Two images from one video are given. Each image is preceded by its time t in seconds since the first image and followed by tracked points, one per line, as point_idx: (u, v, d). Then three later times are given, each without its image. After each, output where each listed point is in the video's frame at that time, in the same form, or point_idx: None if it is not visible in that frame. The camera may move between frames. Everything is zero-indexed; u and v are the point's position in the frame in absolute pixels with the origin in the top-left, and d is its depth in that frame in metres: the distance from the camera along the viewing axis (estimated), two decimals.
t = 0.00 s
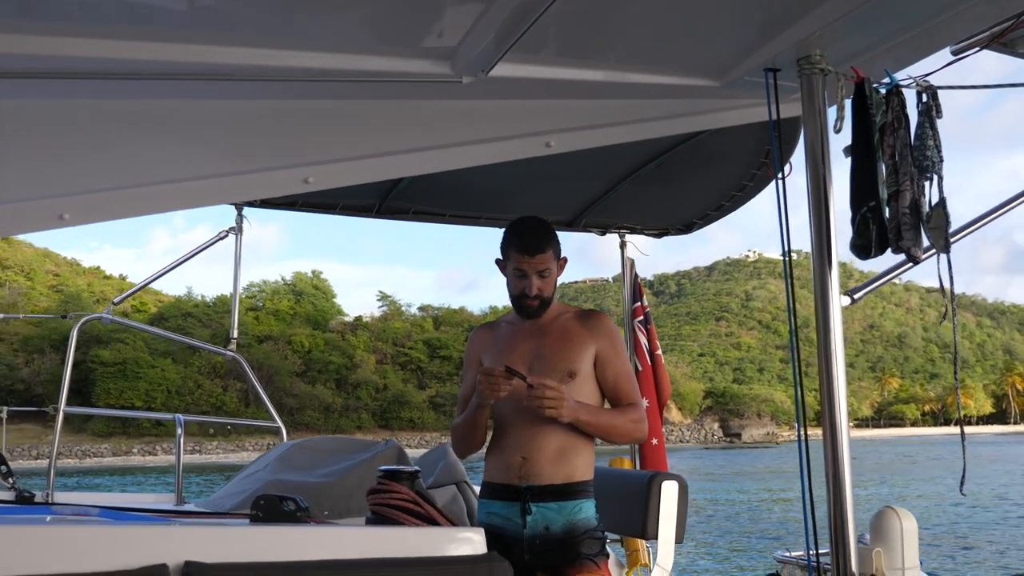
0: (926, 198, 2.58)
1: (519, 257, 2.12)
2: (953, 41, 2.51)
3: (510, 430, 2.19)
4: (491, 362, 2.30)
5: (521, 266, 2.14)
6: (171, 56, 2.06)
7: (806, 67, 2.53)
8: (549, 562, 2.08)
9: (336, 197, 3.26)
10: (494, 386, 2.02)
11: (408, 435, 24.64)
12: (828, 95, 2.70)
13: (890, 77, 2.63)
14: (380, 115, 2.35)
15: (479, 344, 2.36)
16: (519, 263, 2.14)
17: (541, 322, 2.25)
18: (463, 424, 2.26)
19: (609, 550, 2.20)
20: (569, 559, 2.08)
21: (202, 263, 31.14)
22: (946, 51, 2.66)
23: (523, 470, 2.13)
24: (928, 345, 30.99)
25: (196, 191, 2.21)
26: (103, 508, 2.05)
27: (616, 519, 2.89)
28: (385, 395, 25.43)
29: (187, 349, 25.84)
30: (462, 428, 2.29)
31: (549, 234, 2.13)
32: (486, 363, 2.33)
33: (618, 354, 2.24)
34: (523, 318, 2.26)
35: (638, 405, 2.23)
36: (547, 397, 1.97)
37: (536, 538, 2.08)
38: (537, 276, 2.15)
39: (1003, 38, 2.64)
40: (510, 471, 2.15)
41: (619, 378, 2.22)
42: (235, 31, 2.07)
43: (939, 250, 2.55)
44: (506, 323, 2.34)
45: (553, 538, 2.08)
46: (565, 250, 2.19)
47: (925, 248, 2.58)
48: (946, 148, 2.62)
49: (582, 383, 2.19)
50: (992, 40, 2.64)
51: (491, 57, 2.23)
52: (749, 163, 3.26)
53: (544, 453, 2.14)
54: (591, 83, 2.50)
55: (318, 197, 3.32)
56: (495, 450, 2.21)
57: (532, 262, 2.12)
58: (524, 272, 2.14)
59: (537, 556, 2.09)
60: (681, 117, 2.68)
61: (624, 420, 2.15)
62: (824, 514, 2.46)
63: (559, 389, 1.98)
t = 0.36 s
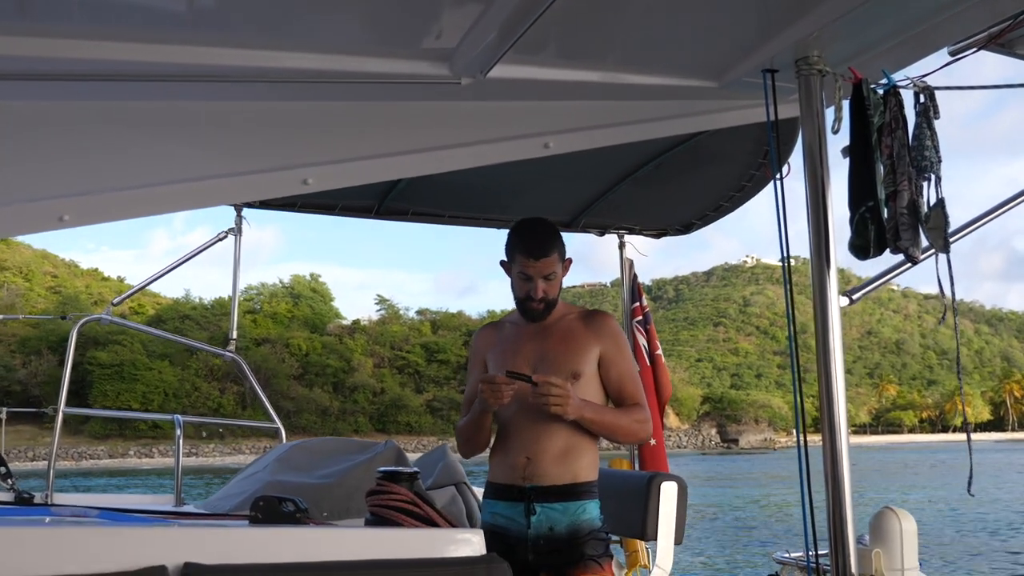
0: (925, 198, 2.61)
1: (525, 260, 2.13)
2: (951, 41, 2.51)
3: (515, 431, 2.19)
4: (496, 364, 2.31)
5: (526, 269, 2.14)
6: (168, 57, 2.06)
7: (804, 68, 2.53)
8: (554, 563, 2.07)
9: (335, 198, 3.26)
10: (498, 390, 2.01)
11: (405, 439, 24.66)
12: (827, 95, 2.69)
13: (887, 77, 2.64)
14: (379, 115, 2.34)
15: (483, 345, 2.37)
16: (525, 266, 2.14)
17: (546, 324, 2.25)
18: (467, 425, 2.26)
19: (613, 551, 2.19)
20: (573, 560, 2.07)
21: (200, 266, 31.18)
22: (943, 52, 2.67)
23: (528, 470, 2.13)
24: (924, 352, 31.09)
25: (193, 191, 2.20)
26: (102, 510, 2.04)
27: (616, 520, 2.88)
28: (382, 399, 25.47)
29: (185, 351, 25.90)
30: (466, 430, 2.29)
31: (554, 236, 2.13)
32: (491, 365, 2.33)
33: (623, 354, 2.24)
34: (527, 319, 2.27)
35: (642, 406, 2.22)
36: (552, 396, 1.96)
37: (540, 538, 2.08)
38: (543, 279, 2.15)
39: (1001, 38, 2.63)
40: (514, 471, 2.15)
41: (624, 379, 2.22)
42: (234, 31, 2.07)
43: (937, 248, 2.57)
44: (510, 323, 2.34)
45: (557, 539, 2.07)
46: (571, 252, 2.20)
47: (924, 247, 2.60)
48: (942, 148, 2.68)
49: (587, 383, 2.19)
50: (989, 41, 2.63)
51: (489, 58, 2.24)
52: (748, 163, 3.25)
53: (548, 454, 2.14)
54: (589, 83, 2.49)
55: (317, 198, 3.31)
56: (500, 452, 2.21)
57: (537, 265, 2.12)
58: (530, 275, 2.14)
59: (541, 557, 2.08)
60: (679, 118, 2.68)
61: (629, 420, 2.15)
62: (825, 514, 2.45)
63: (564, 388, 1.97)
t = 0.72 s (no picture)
0: (919, 205, 2.61)
1: (532, 267, 2.15)
2: (948, 49, 2.52)
3: (516, 435, 2.20)
4: (499, 368, 2.32)
5: (534, 276, 2.16)
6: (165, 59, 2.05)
7: (801, 74, 2.53)
8: (551, 567, 2.09)
9: (332, 201, 3.26)
10: (502, 394, 2.02)
11: (399, 441, 24.66)
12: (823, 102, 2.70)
13: (883, 85, 2.64)
14: (375, 118, 2.34)
15: (487, 348, 2.39)
16: (532, 273, 2.16)
17: (550, 330, 2.27)
18: (468, 428, 2.25)
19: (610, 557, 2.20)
20: (571, 563, 2.08)
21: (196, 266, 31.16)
22: (941, 59, 2.66)
23: (526, 473, 2.14)
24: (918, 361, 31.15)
25: (188, 193, 2.20)
26: (96, 513, 2.03)
27: (610, 525, 2.89)
28: (376, 401, 25.44)
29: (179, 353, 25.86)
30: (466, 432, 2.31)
31: (564, 244, 2.16)
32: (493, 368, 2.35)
33: (626, 362, 2.26)
34: (533, 325, 2.29)
35: (644, 414, 2.24)
36: (556, 402, 1.96)
37: (538, 543, 2.09)
38: (550, 286, 2.18)
39: (997, 47, 2.63)
40: (513, 474, 2.16)
41: (626, 386, 2.24)
42: (232, 33, 2.07)
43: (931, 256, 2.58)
44: (514, 328, 2.37)
45: (554, 543, 2.09)
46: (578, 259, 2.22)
47: (917, 254, 2.60)
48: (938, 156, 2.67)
49: (590, 391, 2.21)
50: (986, 49, 2.63)
51: (486, 63, 2.24)
52: (744, 170, 3.26)
53: (547, 458, 2.15)
54: (587, 89, 2.49)
55: (313, 201, 3.31)
56: (500, 454, 2.22)
57: (545, 272, 2.15)
58: (537, 281, 2.17)
59: (537, 561, 2.10)
60: (674, 124, 2.69)
61: (631, 428, 2.15)
62: (817, 520, 2.46)
63: (568, 396, 1.97)
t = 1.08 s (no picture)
0: (907, 201, 2.60)
1: (533, 262, 2.17)
2: (936, 44, 2.51)
3: (516, 431, 2.23)
4: (500, 362, 2.35)
5: (534, 272, 2.18)
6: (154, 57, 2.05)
7: (791, 70, 2.53)
8: (551, 563, 2.12)
9: (323, 199, 3.26)
10: (502, 387, 2.05)
11: (392, 433, 24.71)
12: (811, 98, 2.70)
13: (872, 80, 2.65)
14: (360, 118, 2.34)
15: (488, 343, 2.41)
16: (533, 269, 2.18)
17: (552, 325, 2.29)
18: (468, 422, 2.32)
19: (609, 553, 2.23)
20: (570, 561, 2.11)
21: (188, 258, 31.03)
22: (927, 55, 2.62)
23: (525, 470, 2.17)
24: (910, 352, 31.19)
25: (177, 191, 2.20)
26: (85, 512, 2.03)
27: (602, 520, 2.90)
28: (369, 393, 25.37)
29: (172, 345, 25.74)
30: (466, 425, 2.34)
31: (564, 239, 2.18)
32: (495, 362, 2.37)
33: (627, 358, 2.27)
34: (534, 320, 2.30)
35: (646, 412, 2.26)
36: (555, 398, 1.99)
37: (536, 540, 2.12)
38: (552, 282, 2.19)
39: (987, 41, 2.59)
40: (512, 471, 2.19)
41: (627, 383, 2.25)
42: (223, 32, 2.06)
43: (919, 252, 2.56)
44: (516, 322, 2.39)
45: (553, 540, 2.12)
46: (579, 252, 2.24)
47: (906, 250, 2.59)
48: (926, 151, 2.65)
49: (590, 388, 2.22)
50: (975, 44, 2.58)
51: (476, 59, 2.23)
52: (734, 165, 3.26)
53: (545, 455, 2.17)
54: (577, 84, 2.49)
55: (303, 198, 3.30)
56: (500, 449, 2.25)
57: (546, 268, 2.17)
58: (538, 277, 2.18)
59: (536, 558, 2.13)
60: (662, 119, 2.69)
61: (631, 426, 2.18)
62: (808, 517, 2.47)
63: (568, 393, 2.00)
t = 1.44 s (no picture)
0: (896, 202, 2.61)
1: (536, 263, 2.17)
2: (925, 46, 2.53)
3: (517, 429, 2.23)
4: (501, 363, 2.35)
5: (537, 273, 2.19)
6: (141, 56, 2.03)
7: (780, 72, 2.54)
8: (550, 563, 2.13)
9: (314, 199, 3.26)
10: (503, 386, 2.06)
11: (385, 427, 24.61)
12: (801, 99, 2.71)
13: (862, 82, 2.65)
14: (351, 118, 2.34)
15: (490, 341, 2.41)
16: (536, 270, 2.19)
17: (555, 325, 2.29)
18: (470, 421, 2.32)
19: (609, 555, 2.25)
20: (570, 561, 2.13)
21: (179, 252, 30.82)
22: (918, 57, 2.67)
23: (526, 470, 2.18)
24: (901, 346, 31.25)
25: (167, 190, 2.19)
26: (75, 511, 2.03)
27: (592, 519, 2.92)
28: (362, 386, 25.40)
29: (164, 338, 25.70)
30: (468, 424, 2.34)
31: (567, 239, 2.18)
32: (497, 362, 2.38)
33: (631, 358, 2.28)
34: (536, 320, 2.31)
35: (649, 410, 2.26)
36: (557, 388, 2.00)
37: (535, 540, 2.14)
38: (554, 283, 2.20)
39: (974, 43, 2.64)
40: (512, 471, 2.20)
41: (630, 383, 2.26)
42: (214, 32, 2.06)
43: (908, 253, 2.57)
44: (518, 320, 2.39)
45: (553, 541, 2.13)
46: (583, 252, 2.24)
47: (894, 252, 2.60)
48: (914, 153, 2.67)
49: (592, 388, 2.23)
50: (964, 46, 2.64)
51: (468, 59, 2.22)
52: (724, 166, 3.27)
53: (547, 455, 2.18)
54: (568, 85, 2.49)
55: (294, 198, 3.29)
56: (501, 448, 2.26)
57: (549, 270, 2.17)
58: (541, 278, 2.19)
59: (536, 558, 2.14)
60: (650, 121, 2.70)
61: (633, 424, 2.18)
62: (796, 515, 2.49)
63: (570, 382, 2.02)
